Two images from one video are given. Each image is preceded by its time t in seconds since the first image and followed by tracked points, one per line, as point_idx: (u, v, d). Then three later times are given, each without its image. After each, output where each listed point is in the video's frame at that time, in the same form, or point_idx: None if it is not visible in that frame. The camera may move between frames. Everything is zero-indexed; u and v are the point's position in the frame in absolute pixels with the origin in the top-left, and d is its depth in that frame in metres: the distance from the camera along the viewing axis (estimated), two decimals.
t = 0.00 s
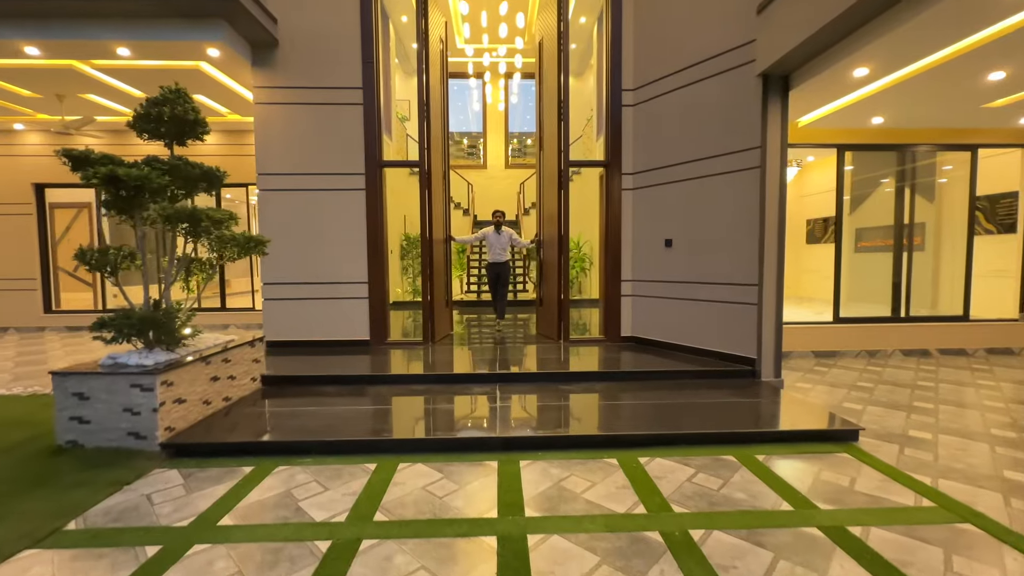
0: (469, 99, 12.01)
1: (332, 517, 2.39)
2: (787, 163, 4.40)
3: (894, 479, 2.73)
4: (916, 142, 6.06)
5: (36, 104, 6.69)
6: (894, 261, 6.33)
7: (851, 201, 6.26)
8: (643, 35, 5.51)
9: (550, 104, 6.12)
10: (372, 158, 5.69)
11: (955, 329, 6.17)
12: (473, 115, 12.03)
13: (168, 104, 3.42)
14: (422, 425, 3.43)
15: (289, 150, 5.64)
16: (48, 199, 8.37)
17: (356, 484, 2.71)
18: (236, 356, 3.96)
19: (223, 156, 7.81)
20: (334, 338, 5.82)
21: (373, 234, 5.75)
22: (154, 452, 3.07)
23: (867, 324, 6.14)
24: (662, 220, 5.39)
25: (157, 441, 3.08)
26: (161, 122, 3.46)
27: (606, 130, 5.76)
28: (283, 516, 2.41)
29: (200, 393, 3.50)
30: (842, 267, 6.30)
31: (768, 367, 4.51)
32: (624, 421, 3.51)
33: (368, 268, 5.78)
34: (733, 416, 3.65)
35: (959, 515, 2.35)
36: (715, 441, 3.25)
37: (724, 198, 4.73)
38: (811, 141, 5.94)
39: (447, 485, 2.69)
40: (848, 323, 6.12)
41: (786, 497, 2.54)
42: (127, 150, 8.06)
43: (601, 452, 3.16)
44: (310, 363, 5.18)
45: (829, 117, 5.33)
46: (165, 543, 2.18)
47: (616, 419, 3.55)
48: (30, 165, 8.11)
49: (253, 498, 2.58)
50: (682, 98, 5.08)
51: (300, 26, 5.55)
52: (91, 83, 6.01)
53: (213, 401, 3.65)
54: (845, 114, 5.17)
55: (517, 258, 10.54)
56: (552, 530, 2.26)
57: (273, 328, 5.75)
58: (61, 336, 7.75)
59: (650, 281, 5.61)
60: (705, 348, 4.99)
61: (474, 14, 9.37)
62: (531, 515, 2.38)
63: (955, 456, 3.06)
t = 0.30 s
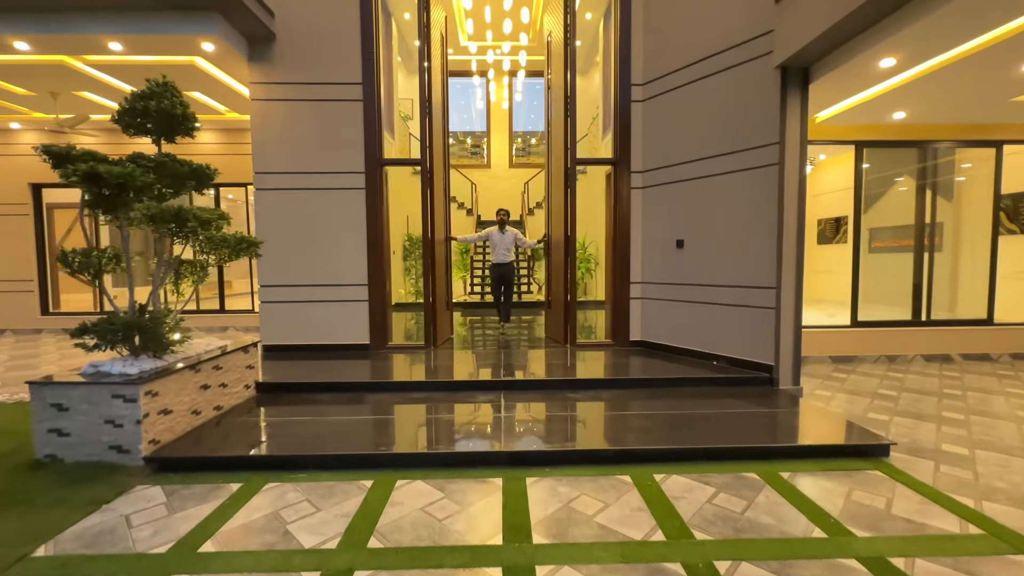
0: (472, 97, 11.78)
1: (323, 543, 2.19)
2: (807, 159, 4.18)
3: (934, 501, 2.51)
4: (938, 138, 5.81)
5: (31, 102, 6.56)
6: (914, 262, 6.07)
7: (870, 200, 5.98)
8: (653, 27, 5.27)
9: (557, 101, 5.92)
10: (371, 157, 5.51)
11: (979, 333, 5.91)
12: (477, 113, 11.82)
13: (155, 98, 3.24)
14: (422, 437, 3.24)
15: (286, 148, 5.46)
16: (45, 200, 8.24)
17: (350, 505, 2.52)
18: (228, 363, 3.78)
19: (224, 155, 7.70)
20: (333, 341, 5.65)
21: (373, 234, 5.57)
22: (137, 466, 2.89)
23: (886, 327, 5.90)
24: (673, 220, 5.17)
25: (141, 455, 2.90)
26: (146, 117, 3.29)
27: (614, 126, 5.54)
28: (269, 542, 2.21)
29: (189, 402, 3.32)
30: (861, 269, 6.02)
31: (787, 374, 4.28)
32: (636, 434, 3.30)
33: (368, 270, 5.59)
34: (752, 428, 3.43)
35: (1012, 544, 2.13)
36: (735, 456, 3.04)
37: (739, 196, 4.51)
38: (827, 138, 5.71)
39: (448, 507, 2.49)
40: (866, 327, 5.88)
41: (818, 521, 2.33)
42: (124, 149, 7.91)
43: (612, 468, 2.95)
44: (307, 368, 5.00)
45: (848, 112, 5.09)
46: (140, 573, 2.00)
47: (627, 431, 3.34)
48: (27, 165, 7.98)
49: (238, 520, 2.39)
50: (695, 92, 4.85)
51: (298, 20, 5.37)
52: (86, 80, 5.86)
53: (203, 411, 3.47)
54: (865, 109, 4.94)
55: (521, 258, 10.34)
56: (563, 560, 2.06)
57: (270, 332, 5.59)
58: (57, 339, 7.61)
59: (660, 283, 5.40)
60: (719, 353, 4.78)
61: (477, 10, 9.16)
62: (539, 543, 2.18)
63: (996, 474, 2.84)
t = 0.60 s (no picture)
0: (476, 97, 11.60)
1: (305, 572, 1.99)
2: (827, 154, 3.94)
3: (982, 527, 2.26)
4: (963, 133, 5.53)
5: (26, 100, 6.43)
6: (937, 263, 5.79)
7: (891, 198, 5.70)
8: (663, 18, 5.05)
9: (563, 98, 5.71)
10: (370, 155, 5.32)
11: (1005, 338, 5.63)
12: (481, 114, 11.63)
13: (137, 88, 3.03)
14: (419, 450, 3.02)
15: (282, 145, 5.28)
16: (42, 200, 8.13)
17: (338, 526, 2.31)
18: (216, 369, 3.59)
19: (224, 152, 7.59)
20: (331, 345, 5.47)
21: (372, 234, 5.37)
22: (113, 480, 2.70)
23: (907, 332, 5.63)
24: (684, 219, 4.95)
25: (116, 469, 2.71)
26: (129, 109, 3.07)
27: (622, 122, 5.31)
28: (247, 569, 2.01)
29: (173, 411, 3.13)
30: (882, 271, 5.74)
31: (806, 382, 4.04)
32: (648, 446, 3.07)
33: (366, 271, 5.40)
34: (773, 440, 3.20)
35: None
36: (756, 472, 2.80)
37: (754, 194, 4.28)
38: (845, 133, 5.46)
39: (445, 529, 2.28)
40: (886, 331, 5.61)
41: (854, 550, 2.09)
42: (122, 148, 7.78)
43: (623, 485, 2.72)
44: (302, 373, 4.80)
45: (869, 105, 4.84)
46: None
47: (638, 444, 3.11)
48: (24, 165, 7.87)
49: (215, 544, 2.19)
50: (707, 85, 4.63)
51: (294, 13, 5.19)
52: (79, 76, 5.72)
53: (187, 420, 3.28)
54: (887, 102, 4.69)
55: (526, 259, 10.15)
56: None
57: (266, 335, 5.42)
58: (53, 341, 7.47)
59: (670, 285, 5.17)
60: (733, 358, 4.54)
61: (481, 7, 8.98)
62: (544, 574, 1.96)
63: None
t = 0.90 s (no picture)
0: (479, 99, 11.38)
1: None
2: (850, 150, 3.66)
3: None
4: (991, 128, 5.20)
5: (14, 100, 6.27)
6: (962, 267, 5.47)
7: (914, 197, 5.36)
8: (671, 9, 4.78)
9: (567, 96, 5.46)
10: (364, 154, 5.08)
11: None
12: (484, 116, 11.41)
13: (106, 77, 2.81)
14: (406, 472, 2.75)
15: (272, 144, 5.06)
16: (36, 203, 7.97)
17: (310, 564, 2.06)
18: (192, 381, 3.35)
19: (218, 154, 7.59)
20: (322, 352, 5.21)
21: (365, 236, 5.14)
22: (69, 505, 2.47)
23: (932, 340, 5.30)
24: (695, 220, 4.67)
25: (72, 492, 2.47)
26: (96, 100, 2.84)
27: (628, 119, 5.04)
28: None
29: (141, 427, 2.90)
30: (904, 275, 5.42)
31: (828, 395, 3.74)
32: (658, 469, 2.79)
33: (359, 275, 5.16)
34: (796, 462, 2.91)
35: None
36: (778, 499, 2.52)
37: (770, 193, 4.00)
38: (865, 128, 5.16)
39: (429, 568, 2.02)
40: (909, 339, 5.29)
41: None
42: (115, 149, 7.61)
43: (631, 515, 2.44)
44: (290, 383, 4.55)
45: (891, 99, 4.55)
46: None
47: (647, 466, 2.83)
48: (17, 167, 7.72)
49: None
50: (719, 78, 4.36)
51: (286, 7, 4.98)
52: (66, 74, 5.54)
53: (159, 436, 3.04)
54: (911, 95, 4.40)
55: (528, 263, 9.90)
56: None
57: (255, 341, 5.18)
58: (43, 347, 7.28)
59: (680, 290, 4.88)
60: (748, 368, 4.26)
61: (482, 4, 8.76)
62: None
63: None
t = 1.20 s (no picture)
0: (480, 102, 11.21)
1: None
2: (871, 151, 3.43)
3: None
4: (1016, 128, 4.94)
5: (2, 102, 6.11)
6: (986, 274, 5.19)
7: (936, 200, 5.09)
8: (678, 4, 4.55)
9: (569, 98, 5.24)
10: (358, 156, 4.88)
11: None
12: (485, 120, 11.22)
13: (72, 75, 2.62)
14: (393, 503, 2.51)
15: (262, 147, 4.87)
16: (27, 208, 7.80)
17: None
18: (167, 399, 3.13)
19: (211, 157, 7.43)
20: (314, 363, 4.99)
21: (359, 242, 4.93)
22: (21, 541, 2.25)
23: (954, 351, 5.03)
24: (704, 226, 4.44)
25: (25, 527, 2.26)
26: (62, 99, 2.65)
27: (633, 120, 4.81)
28: None
29: (106, 450, 2.67)
30: (924, 282, 5.14)
31: (849, 413, 3.50)
32: (669, 500, 2.54)
33: (353, 282, 4.94)
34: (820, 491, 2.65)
35: None
36: (804, 537, 2.27)
37: (785, 198, 3.76)
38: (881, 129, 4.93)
39: None
40: (931, 350, 5.02)
41: None
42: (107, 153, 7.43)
43: (641, 557, 2.19)
44: (277, 397, 4.33)
45: (912, 98, 4.31)
46: None
47: (656, 495, 2.59)
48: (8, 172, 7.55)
49: None
50: (730, 76, 4.12)
51: (277, 5, 4.79)
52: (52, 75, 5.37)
53: (128, 460, 2.82)
54: (933, 93, 4.17)
55: (530, 268, 9.70)
56: None
57: (243, 352, 4.97)
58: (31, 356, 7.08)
59: (688, 299, 4.64)
60: (762, 383, 4.01)
61: (483, 5, 8.59)
62: None
63: None
